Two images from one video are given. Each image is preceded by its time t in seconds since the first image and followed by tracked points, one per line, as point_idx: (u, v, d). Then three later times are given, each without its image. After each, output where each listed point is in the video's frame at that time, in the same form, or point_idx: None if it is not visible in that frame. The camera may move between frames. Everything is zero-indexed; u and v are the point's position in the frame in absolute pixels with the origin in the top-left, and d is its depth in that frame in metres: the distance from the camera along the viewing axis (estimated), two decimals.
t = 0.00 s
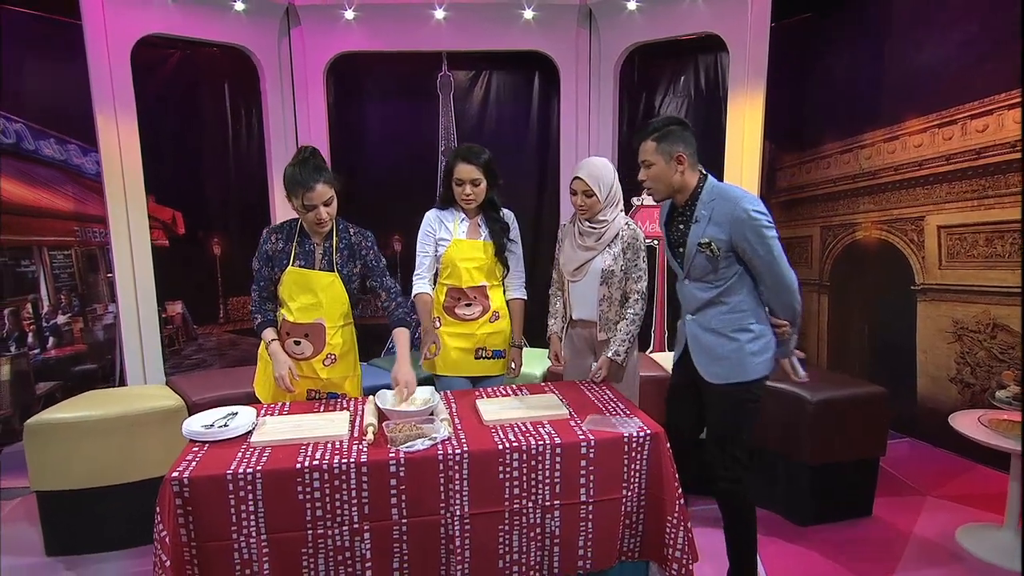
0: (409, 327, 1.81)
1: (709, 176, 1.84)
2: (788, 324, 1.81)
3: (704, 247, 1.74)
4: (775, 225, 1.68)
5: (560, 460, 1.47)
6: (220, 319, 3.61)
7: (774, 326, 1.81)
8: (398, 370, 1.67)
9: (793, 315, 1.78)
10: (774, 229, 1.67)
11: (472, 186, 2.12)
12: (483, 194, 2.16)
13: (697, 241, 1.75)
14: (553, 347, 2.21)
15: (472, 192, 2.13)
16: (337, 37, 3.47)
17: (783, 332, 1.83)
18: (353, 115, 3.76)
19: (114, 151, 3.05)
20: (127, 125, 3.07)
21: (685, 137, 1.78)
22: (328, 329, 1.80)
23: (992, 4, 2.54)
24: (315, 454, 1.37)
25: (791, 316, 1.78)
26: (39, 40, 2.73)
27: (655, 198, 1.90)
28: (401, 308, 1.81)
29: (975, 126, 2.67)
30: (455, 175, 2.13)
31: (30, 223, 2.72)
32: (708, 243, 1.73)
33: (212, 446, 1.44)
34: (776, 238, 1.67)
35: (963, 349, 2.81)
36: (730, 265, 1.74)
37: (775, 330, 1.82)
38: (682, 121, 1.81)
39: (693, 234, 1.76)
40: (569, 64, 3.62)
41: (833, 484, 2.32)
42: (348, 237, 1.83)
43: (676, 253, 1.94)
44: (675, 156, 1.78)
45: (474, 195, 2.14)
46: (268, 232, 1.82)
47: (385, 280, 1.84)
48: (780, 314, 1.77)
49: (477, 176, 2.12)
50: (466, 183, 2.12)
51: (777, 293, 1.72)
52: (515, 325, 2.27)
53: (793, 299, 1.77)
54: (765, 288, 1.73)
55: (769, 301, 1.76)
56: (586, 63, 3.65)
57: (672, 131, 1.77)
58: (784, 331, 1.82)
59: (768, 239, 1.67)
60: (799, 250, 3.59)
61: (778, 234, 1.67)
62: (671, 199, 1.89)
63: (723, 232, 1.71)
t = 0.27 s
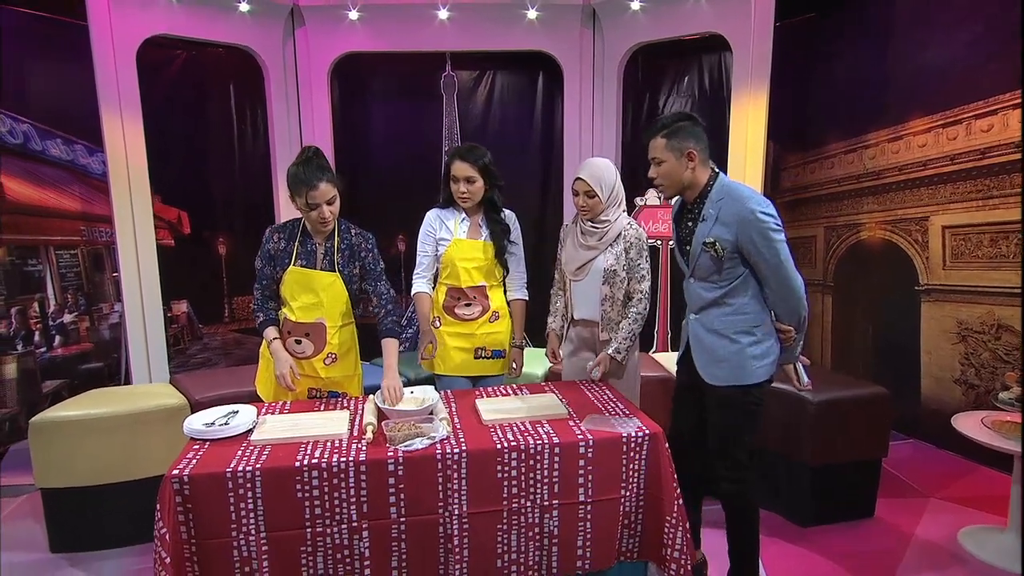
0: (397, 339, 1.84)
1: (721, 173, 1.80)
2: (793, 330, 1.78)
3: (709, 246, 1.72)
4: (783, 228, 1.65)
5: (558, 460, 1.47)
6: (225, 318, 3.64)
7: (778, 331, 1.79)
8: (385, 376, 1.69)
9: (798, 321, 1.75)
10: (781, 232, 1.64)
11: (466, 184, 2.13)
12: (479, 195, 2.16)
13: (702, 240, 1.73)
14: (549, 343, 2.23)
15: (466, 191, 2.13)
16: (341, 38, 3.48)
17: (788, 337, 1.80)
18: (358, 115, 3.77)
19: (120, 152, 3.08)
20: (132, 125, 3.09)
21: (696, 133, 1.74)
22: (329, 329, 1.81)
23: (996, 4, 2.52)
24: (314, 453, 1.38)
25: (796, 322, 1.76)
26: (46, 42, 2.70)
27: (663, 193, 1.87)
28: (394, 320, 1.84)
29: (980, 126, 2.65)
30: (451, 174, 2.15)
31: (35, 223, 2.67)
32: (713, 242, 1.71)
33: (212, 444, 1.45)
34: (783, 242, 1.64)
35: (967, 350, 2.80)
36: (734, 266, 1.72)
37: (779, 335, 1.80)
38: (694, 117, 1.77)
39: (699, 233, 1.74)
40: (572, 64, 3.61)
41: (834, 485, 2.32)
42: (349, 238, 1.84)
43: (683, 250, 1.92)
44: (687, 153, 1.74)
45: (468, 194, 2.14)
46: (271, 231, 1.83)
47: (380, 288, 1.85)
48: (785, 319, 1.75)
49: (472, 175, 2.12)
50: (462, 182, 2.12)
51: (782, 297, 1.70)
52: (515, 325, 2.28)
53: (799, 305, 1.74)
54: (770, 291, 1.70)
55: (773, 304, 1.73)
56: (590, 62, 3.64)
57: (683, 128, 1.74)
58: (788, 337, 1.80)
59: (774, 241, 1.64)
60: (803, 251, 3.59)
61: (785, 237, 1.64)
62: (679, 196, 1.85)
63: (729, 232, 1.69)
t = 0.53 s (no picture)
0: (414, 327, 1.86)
1: (729, 171, 1.77)
2: (789, 335, 1.77)
3: (709, 243, 1.71)
4: (785, 230, 1.63)
5: (557, 459, 1.48)
6: (230, 318, 3.66)
7: (774, 336, 1.77)
8: (410, 364, 1.74)
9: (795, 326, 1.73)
10: (783, 234, 1.62)
11: (468, 186, 2.14)
12: (480, 195, 2.18)
13: (702, 237, 1.72)
14: (537, 341, 2.21)
15: (467, 192, 2.14)
16: (346, 39, 3.49)
17: (783, 342, 1.79)
18: (363, 115, 3.79)
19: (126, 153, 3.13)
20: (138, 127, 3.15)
21: (705, 130, 1.72)
22: (330, 328, 1.82)
23: (1001, 4, 2.53)
24: (314, 451, 1.39)
25: (792, 327, 1.74)
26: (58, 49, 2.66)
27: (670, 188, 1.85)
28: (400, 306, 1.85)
29: (985, 126, 2.64)
30: (453, 174, 2.17)
31: (44, 223, 2.67)
32: (713, 240, 1.70)
33: (214, 442, 1.46)
34: (784, 243, 1.62)
35: (972, 351, 2.79)
36: (733, 265, 1.71)
37: (774, 339, 1.79)
38: (704, 113, 1.75)
39: (700, 229, 1.73)
40: (576, 64, 3.61)
41: (836, 487, 2.31)
42: (351, 238, 1.85)
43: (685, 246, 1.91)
44: (694, 149, 1.73)
45: (470, 195, 2.16)
46: (272, 231, 1.85)
47: (387, 281, 1.86)
48: (781, 322, 1.73)
49: (472, 176, 2.13)
50: (462, 183, 2.13)
51: (779, 299, 1.68)
52: (516, 325, 2.28)
53: (796, 309, 1.72)
54: (768, 293, 1.69)
55: (770, 307, 1.72)
56: (595, 63, 3.63)
57: (691, 124, 1.72)
58: (784, 341, 1.78)
59: (774, 243, 1.62)
60: (809, 250, 3.54)
61: (787, 239, 1.62)
62: (685, 191, 1.83)
63: (730, 231, 1.68)
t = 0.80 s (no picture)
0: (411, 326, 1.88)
1: (724, 171, 1.75)
2: (783, 336, 1.73)
3: (702, 243, 1.69)
4: (778, 230, 1.60)
5: (555, 459, 1.48)
6: (234, 317, 3.68)
7: (768, 337, 1.73)
8: (402, 365, 1.76)
9: (789, 328, 1.69)
10: (775, 234, 1.59)
11: (473, 188, 2.13)
12: (485, 197, 2.17)
13: (696, 237, 1.71)
14: (524, 347, 2.16)
15: (474, 194, 2.13)
16: (349, 39, 3.49)
17: (777, 344, 1.75)
18: (366, 116, 3.80)
19: (130, 153, 3.15)
20: (143, 128, 3.16)
21: (702, 129, 1.70)
22: (330, 327, 1.83)
23: (1004, 4, 2.51)
24: (313, 450, 1.40)
25: (787, 329, 1.70)
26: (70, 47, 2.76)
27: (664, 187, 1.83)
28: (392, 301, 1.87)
29: (989, 126, 2.63)
30: (457, 177, 2.15)
31: (51, 223, 2.72)
32: (706, 239, 1.68)
33: (214, 441, 1.47)
34: (777, 244, 1.59)
35: (975, 352, 2.78)
36: (726, 265, 1.68)
37: (769, 341, 1.75)
38: (700, 114, 1.73)
39: (694, 229, 1.72)
40: (578, 65, 3.60)
41: (836, 488, 2.31)
42: (350, 237, 1.86)
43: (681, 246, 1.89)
44: (691, 149, 1.70)
45: (476, 198, 2.14)
46: (272, 231, 1.86)
47: (385, 280, 1.88)
48: (775, 323, 1.69)
49: (478, 179, 2.12)
50: (468, 185, 2.13)
51: (772, 301, 1.64)
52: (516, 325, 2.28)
53: (791, 310, 1.68)
54: (760, 293, 1.65)
55: (763, 308, 1.69)
56: (598, 63, 3.61)
57: (689, 123, 1.69)
58: (778, 343, 1.74)
59: (767, 244, 1.59)
60: (811, 250, 3.53)
61: (779, 240, 1.59)
62: (682, 191, 1.81)
63: (723, 231, 1.65)
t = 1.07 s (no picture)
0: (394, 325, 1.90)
1: (717, 171, 1.72)
2: (777, 333, 1.72)
3: (695, 243, 1.67)
4: (770, 229, 1.58)
5: (552, 458, 1.48)
6: (238, 316, 3.70)
7: (762, 334, 1.72)
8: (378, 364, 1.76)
9: (783, 325, 1.68)
10: (768, 233, 1.58)
11: (475, 188, 2.13)
12: (487, 197, 2.16)
13: (688, 236, 1.69)
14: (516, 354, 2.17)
15: (475, 195, 2.13)
16: (352, 40, 3.50)
17: (772, 341, 1.74)
18: (369, 116, 3.81)
19: (133, 150, 3.14)
20: (146, 127, 3.16)
21: (695, 130, 1.66)
22: (330, 326, 1.84)
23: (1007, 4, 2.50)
24: (311, 449, 1.41)
25: (781, 326, 1.68)
26: (70, 47, 2.77)
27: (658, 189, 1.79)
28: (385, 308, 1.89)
29: (991, 126, 2.61)
30: (459, 177, 2.15)
31: (54, 222, 2.77)
32: (699, 239, 1.66)
33: (213, 438, 1.48)
34: (769, 243, 1.57)
35: (977, 352, 2.77)
36: (719, 265, 1.67)
37: (763, 338, 1.74)
38: (692, 113, 1.70)
39: (686, 229, 1.70)
40: (580, 65, 3.61)
41: (836, 488, 2.31)
42: (349, 236, 1.88)
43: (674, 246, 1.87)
44: (683, 149, 1.67)
45: (477, 198, 2.14)
46: (271, 230, 1.88)
47: (381, 281, 1.90)
48: (769, 321, 1.68)
49: (480, 179, 2.12)
50: (469, 186, 2.13)
51: (765, 299, 1.63)
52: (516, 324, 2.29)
53: (784, 308, 1.67)
54: (754, 292, 1.64)
55: (757, 306, 1.67)
56: (599, 64, 3.63)
57: (682, 123, 1.66)
58: (772, 340, 1.73)
59: (759, 243, 1.58)
60: (813, 250, 3.52)
61: (772, 238, 1.58)
62: (673, 191, 1.78)
63: (715, 230, 1.64)
